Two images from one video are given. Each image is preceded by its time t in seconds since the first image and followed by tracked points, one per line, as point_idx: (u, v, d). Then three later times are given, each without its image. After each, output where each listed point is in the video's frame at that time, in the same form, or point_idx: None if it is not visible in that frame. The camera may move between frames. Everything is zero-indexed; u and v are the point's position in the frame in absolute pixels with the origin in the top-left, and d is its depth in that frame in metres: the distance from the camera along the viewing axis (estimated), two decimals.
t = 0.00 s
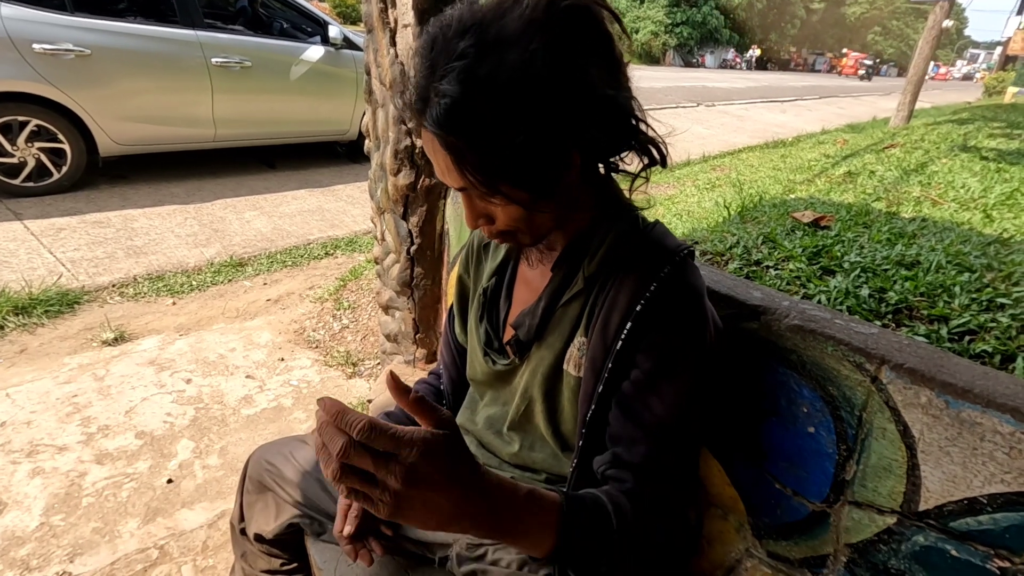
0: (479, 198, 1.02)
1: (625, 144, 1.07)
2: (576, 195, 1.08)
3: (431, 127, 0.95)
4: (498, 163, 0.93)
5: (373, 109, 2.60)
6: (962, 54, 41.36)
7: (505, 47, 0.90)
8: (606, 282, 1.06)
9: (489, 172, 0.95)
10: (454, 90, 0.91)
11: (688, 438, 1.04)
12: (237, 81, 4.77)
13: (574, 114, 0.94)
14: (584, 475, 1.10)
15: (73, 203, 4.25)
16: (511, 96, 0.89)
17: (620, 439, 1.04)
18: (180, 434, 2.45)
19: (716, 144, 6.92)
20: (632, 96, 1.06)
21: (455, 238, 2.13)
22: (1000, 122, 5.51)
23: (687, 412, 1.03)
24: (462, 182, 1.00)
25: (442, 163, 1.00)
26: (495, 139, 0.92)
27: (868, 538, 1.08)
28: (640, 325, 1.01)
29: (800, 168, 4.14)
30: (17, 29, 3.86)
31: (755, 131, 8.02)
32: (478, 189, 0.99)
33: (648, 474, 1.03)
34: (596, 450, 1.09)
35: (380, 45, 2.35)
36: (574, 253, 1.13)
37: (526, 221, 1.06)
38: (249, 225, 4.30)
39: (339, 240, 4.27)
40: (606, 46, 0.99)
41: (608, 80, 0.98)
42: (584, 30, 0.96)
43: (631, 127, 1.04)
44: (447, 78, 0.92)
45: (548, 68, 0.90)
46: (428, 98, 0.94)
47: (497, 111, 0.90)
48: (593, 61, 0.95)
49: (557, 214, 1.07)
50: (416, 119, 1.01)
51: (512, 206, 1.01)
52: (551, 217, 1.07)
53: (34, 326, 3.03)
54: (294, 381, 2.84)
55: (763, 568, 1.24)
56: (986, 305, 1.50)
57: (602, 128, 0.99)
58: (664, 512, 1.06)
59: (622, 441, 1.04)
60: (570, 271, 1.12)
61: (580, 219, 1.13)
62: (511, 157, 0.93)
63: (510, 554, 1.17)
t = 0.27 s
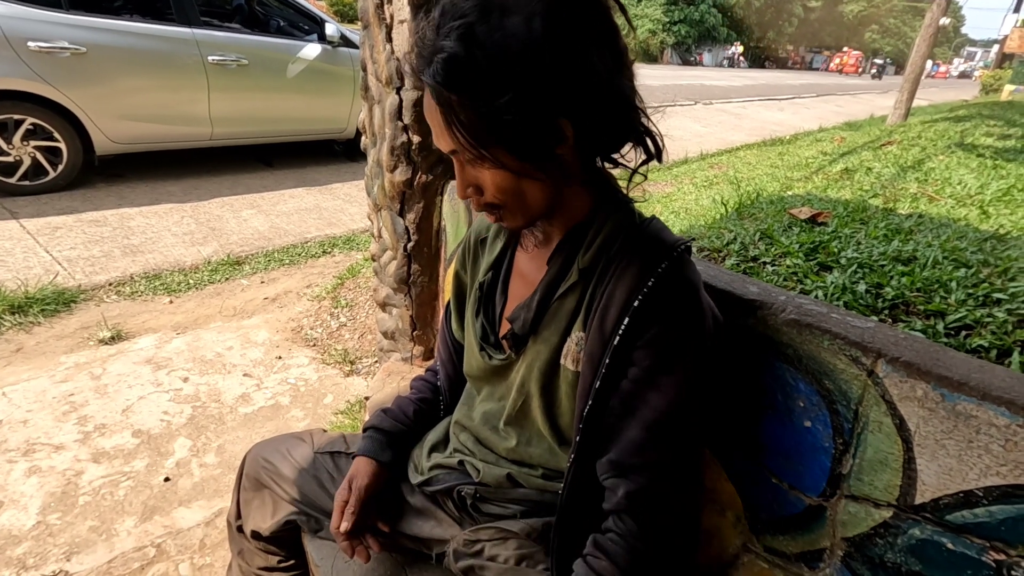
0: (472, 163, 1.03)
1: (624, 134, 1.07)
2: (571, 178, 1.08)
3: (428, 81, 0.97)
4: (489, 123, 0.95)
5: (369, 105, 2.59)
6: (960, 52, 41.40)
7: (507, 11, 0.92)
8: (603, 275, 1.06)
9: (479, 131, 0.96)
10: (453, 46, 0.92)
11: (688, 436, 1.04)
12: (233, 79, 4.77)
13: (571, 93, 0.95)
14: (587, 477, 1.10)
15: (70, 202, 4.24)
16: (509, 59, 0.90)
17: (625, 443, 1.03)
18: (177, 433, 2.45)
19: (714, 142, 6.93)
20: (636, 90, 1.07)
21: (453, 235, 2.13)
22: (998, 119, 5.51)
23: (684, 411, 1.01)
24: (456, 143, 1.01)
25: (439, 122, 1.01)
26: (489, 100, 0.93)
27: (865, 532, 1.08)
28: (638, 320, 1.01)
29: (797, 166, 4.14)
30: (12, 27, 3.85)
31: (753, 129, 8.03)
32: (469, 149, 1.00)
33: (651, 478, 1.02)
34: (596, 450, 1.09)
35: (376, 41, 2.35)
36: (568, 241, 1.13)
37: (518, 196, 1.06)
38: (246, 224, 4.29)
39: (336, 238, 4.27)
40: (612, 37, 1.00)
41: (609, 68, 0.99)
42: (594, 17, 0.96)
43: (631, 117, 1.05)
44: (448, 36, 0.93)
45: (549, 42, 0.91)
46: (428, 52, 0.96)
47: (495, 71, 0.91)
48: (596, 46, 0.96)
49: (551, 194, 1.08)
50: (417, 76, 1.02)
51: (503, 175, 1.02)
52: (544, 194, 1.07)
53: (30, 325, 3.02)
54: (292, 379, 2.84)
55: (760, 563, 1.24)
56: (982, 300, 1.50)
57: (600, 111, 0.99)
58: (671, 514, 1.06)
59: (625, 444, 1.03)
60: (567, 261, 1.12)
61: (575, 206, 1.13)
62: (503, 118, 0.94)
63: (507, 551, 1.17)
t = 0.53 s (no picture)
0: (469, 147, 1.03)
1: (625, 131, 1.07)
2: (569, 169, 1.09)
3: (429, 62, 0.98)
4: (487, 105, 0.96)
5: (367, 104, 2.59)
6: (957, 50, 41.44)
7: None
8: (606, 268, 1.06)
9: (478, 112, 0.97)
10: (456, 28, 0.94)
11: (700, 426, 1.04)
12: (231, 78, 4.76)
13: (571, 82, 0.96)
14: (604, 467, 1.11)
15: (66, 202, 4.23)
16: (509, 42, 0.92)
17: (646, 439, 1.04)
18: (175, 432, 2.45)
19: (712, 140, 6.92)
20: (639, 85, 1.08)
21: (451, 233, 2.13)
22: (995, 117, 5.52)
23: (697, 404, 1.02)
24: (455, 126, 1.01)
25: (439, 105, 1.02)
26: (487, 81, 0.94)
27: (863, 529, 1.08)
28: (646, 314, 1.01)
29: (796, 164, 4.14)
30: (8, 26, 3.84)
31: (751, 127, 8.03)
32: (467, 132, 1.01)
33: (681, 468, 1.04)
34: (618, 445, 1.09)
35: (374, 39, 2.34)
36: (566, 234, 1.13)
37: (516, 184, 1.06)
38: (244, 224, 4.29)
39: (334, 237, 4.26)
40: (616, 35, 1.01)
41: (610, 64, 1.00)
42: (598, 11, 0.97)
43: (632, 113, 1.06)
44: (450, 19, 0.95)
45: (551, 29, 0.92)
46: (430, 34, 0.97)
47: (494, 50, 0.92)
48: (599, 41, 0.97)
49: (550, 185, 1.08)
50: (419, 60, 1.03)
51: (501, 161, 1.02)
52: (543, 185, 1.08)
53: (27, 325, 3.02)
54: (290, 379, 2.84)
55: (758, 561, 1.24)
56: (980, 297, 1.50)
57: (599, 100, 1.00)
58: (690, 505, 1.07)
59: (648, 439, 1.04)
60: (567, 255, 1.12)
61: (574, 200, 1.14)
62: (500, 100, 0.95)
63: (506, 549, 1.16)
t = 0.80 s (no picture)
0: (471, 139, 1.03)
1: (627, 128, 1.08)
2: (568, 165, 1.08)
3: (435, 54, 0.98)
4: (490, 96, 0.96)
5: (365, 103, 2.59)
6: (953, 47, 41.48)
7: None
8: (602, 264, 1.06)
9: (480, 103, 0.97)
10: (461, 22, 0.94)
11: (690, 425, 1.03)
12: (228, 78, 4.75)
13: (575, 77, 0.96)
14: (588, 467, 1.11)
15: (64, 202, 4.22)
16: (516, 32, 0.92)
17: (632, 433, 1.04)
18: (174, 433, 2.45)
19: (710, 139, 6.93)
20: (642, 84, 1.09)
21: (450, 233, 2.13)
22: (992, 115, 5.54)
23: (690, 397, 1.01)
24: (457, 118, 1.02)
25: (442, 97, 1.02)
26: (492, 73, 0.94)
27: (860, 527, 1.09)
28: (638, 310, 1.01)
29: (793, 162, 4.15)
30: (4, 26, 3.83)
31: (749, 126, 8.04)
32: (469, 124, 1.01)
33: (662, 470, 1.02)
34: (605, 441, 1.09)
35: (371, 39, 2.34)
36: (563, 230, 1.13)
37: (516, 179, 1.06)
38: (242, 223, 4.28)
39: (333, 237, 4.26)
40: (621, 34, 1.01)
41: (612, 60, 1.00)
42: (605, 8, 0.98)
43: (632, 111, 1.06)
44: (456, 12, 0.95)
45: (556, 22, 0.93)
46: (435, 28, 0.97)
47: (499, 40, 0.92)
48: (604, 38, 0.98)
49: (549, 181, 1.08)
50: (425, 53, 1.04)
51: (502, 154, 1.02)
52: (542, 181, 1.07)
53: (24, 326, 3.01)
54: (288, 379, 2.84)
55: (757, 560, 1.24)
56: (977, 295, 1.50)
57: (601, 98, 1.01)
58: (673, 512, 1.05)
59: (632, 435, 1.04)
60: (562, 251, 1.12)
61: (573, 198, 1.13)
62: (502, 91, 0.95)
63: (505, 549, 1.17)
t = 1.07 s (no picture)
0: (467, 138, 1.03)
1: (624, 126, 1.08)
2: (563, 163, 1.09)
3: (429, 55, 0.98)
4: (485, 95, 0.96)
5: (362, 102, 2.58)
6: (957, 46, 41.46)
7: None
8: (597, 263, 1.06)
9: (475, 102, 0.97)
10: (455, 22, 0.94)
11: (683, 423, 1.04)
12: (226, 77, 4.75)
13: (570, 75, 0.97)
14: (579, 464, 1.11)
15: (61, 202, 4.22)
16: (511, 31, 0.92)
17: (623, 430, 1.04)
18: (173, 433, 2.45)
19: (708, 137, 6.94)
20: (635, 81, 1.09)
21: (448, 232, 2.13)
22: (989, 112, 5.55)
23: (682, 394, 1.02)
24: (453, 118, 1.02)
25: (437, 98, 1.02)
26: (487, 72, 0.94)
27: (858, 523, 1.09)
28: (633, 309, 1.01)
29: (791, 160, 4.16)
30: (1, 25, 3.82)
31: (747, 123, 8.05)
32: (465, 124, 1.01)
33: (650, 467, 1.02)
34: (597, 438, 1.09)
35: (368, 37, 2.34)
36: (559, 228, 1.13)
37: (513, 178, 1.06)
38: (240, 223, 4.28)
39: (331, 236, 4.26)
40: (616, 31, 1.01)
41: (608, 59, 1.00)
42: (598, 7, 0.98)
43: (628, 109, 1.06)
44: (450, 12, 0.95)
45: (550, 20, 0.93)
46: (429, 28, 0.98)
47: (494, 40, 0.93)
48: (600, 36, 0.98)
49: (545, 179, 1.08)
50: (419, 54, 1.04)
51: (498, 153, 1.02)
52: (538, 180, 1.08)
53: (22, 326, 3.01)
54: (287, 378, 2.84)
55: (756, 556, 1.25)
56: (974, 292, 1.51)
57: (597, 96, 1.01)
58: (669, 509, 1.05)
59: (622, 432, 1.04)
60: (558, 250, 1.12)
61: (570, 196, 1.13)
62: (498, 91, 0.95)
63: (505, 546, 1.16)
